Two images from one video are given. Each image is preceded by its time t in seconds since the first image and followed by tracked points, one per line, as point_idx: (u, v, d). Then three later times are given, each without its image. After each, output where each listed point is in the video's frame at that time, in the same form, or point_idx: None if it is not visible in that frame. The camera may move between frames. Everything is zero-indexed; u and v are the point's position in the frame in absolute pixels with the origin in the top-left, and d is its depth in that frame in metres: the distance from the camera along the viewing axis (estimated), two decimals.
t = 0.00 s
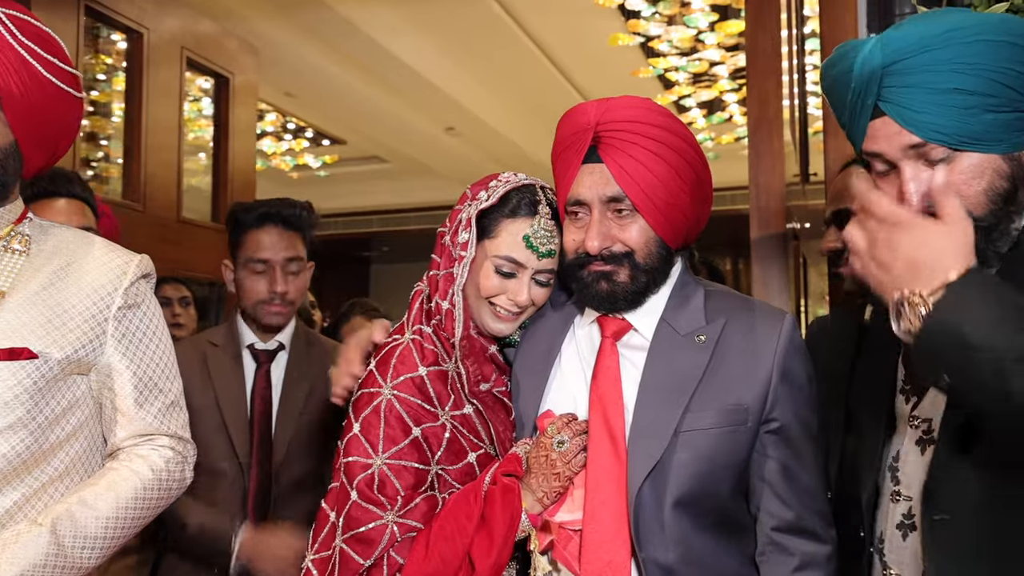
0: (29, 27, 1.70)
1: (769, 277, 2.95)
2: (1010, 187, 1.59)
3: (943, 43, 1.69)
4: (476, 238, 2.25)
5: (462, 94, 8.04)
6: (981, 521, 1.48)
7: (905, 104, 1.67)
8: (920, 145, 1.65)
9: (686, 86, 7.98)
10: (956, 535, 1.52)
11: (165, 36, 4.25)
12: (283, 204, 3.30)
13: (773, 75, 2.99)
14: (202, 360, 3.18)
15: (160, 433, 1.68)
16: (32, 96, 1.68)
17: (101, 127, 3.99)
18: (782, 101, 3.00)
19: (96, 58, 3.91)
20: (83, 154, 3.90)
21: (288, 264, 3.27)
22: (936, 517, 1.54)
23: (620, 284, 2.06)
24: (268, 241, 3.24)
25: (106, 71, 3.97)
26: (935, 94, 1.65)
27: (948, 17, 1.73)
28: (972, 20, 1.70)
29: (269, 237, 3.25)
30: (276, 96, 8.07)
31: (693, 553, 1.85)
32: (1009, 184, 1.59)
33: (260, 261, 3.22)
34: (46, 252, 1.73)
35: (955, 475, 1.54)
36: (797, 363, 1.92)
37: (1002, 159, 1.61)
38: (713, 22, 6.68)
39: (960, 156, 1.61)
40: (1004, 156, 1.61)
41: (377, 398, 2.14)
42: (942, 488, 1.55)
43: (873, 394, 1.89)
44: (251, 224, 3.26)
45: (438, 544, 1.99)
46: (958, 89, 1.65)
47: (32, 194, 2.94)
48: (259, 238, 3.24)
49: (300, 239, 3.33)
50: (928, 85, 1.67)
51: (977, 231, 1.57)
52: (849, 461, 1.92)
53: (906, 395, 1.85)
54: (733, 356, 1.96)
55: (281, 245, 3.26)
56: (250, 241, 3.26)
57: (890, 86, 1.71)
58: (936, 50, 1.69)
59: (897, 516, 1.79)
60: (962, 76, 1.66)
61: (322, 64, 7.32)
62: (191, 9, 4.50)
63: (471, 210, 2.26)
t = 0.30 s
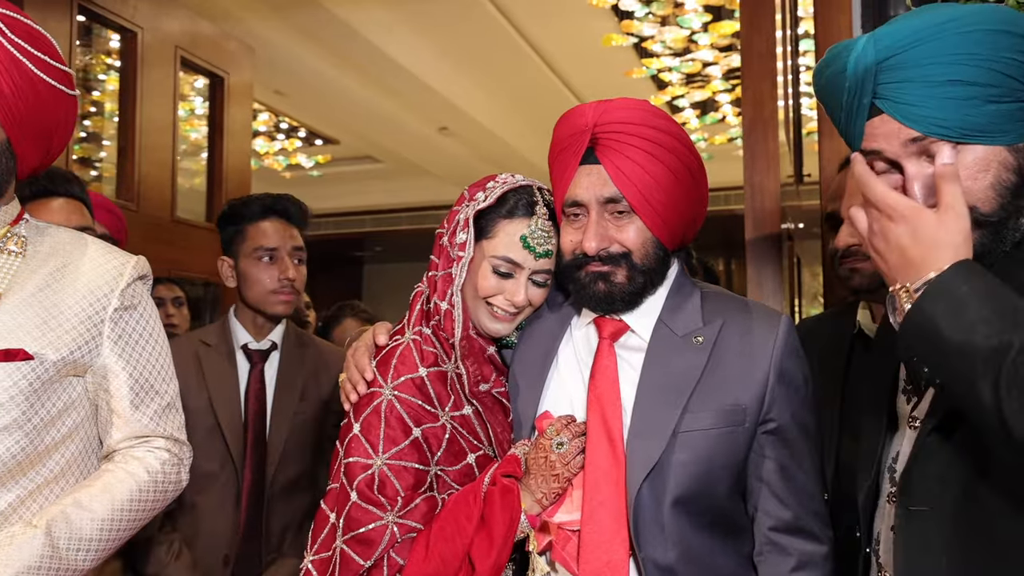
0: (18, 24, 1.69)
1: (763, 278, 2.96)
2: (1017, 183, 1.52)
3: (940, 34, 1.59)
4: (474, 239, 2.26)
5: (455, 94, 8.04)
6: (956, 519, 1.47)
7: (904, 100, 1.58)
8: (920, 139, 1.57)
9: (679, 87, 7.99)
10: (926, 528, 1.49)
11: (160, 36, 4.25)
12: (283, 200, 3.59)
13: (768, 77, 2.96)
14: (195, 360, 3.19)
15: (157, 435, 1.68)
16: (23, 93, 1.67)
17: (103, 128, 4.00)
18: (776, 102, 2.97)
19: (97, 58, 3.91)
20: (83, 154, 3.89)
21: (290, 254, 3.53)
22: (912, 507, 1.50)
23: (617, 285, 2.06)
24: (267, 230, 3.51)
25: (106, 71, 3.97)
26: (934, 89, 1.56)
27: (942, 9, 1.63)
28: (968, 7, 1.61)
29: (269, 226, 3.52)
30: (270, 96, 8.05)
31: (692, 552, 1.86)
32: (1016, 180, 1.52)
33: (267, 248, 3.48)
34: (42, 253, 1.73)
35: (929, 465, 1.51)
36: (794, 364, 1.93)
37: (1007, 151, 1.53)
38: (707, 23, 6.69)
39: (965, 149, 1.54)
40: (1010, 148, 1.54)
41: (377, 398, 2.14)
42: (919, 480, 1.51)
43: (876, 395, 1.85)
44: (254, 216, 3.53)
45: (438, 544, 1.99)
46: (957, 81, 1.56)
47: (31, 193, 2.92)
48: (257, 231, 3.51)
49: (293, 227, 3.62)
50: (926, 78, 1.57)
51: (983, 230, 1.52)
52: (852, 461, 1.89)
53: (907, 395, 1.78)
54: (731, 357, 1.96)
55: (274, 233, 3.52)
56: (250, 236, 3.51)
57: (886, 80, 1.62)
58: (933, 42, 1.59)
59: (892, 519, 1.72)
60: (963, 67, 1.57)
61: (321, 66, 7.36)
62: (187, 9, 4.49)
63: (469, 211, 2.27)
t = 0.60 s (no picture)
0: (12, 23, 1.69)
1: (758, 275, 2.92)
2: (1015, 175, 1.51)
3: (936, 23, 1.60)
4: (471, 239, 2.26)
5: (449, 94, 8.03)
6: (949, 520, 1.48)
7: (900, 89, 1.58)
8: (917, 129, 1.57)
9: (673, 87, 8.00)
10: (920, 528, 1.50)
11: (154, 36, 4.24)
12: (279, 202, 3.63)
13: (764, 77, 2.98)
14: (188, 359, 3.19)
15: (153, 435, 1.68)
16: (18, 92, 1.67)
17: (97, 128, 3.97)
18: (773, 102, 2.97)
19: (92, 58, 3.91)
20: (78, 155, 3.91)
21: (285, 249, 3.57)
22: (908, 509, 1.51)
23: (613, 286, 2.07)
24: (261, 224, 3.54)
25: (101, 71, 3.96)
26: (930, 77, 1.56)
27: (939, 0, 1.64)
28: None
29: (262, 221, 3.55)
30: (263, 95, 8.03)
31: (690, 552, 1.86)
32: (1015, 172, 1.51)
33: (263, 242, 3.51)
34: (38, 253, 1.72)
35: (923, 466, 1.52)
36: (790, 364, 1.94)
37: (1005, 142, 1.52)
38: (700, 23, 6.70)
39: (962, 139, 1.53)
40: (1008, 139, 1.52)
41: (372, 398, 2.13)
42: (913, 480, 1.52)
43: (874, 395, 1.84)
44: (247, 212, 3.55)
45: (434, 544, 1.99)
46: (953, 70, 1.56)
47: (31, 193, 2.95)
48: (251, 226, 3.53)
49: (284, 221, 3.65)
50: (921, 67, 1.58)
51: (982, 223, 1.50)
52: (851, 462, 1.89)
53: (905, 394, 1.78)
54: (728, 358, 1.97)
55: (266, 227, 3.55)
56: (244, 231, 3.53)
57: (881, 69, 1.62)
58: (929, 30, 1.60)
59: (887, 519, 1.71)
60: (959, 56, 1.57)
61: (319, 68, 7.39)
62: (182, 8, 4.49)
63: (466, 211, 2.26)
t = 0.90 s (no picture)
0: None
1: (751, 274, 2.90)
2: (1004, 169, 1.52)
3: (933, 14, 1.59)
4: (465, 236, 2.26)
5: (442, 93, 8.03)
6: (932, 512, 1.48)
7: (894, 80, 1.59)
8: (910, 121, 1.58)
9: (666, 86, 8.00)
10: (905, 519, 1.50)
11: (146, 34, 4.23)
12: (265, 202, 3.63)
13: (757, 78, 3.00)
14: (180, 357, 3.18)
15: (145, 434, 1.66)
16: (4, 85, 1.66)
17: (84, 126, 3.96)
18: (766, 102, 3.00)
19: (80, 55, 3.90)
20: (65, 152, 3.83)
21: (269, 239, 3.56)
22: (892, 501, 1.51)
23: (608, 282, 2.07)
24: (244, 216, 3.54)
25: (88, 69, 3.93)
26: (925, 68, 1.56)
27: None
28: None
29: (245, 213, 3.55)
30: (255, 94, 8.01)
31: (683, 550, 1.87)
32: (1004, 166, 1.52)
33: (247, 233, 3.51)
34: (29, 251, 1.71)
35: (909, 458, 1.52)
36: (783, 363, 1.95)
37: (996, 137, 1.53)
38: (693, 23, 6.71)
39: (953, 132, 1.54)
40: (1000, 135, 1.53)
41: (368, 397, 2.13)
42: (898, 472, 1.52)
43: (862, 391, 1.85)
44: (230, 208, 3.56)
45: (431, 543, 1.99)
46: (948, 62, 1.56)
47: (32, 189, 3.06)
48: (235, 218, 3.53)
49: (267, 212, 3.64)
50: (916, 58, 1.58)
51: (971, 216, 1.51)
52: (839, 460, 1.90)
53: (890, 389, 1.80)
54: (722, 356, 1.97)
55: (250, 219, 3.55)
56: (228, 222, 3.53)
57: (876, 58, 1.62)
58: (924, 21, 1.60)
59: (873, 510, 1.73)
60: (954, 49, 1.56)
61: (318, 71, 7.48)
62: (174, 6, 4.48)
63: (459, 209, 2.27)
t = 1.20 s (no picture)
0: None
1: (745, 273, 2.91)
2: (991, 157, 1.50)
3: None
4: (457, 234, 2.24)
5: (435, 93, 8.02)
6: (924, 512, 1.47)
7: (892, 51, 1.58)
8: (905, 95, 1.56)
9: (660, 86, 8.01)
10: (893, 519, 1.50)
11: (138, 32, 4.21)
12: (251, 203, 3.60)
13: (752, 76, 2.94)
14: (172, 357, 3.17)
15: (136, 434, 1.65)
16: None
17: (76, 124, 3.92)
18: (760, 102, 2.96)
19: (72, 54, 3.86)
20: (57, 151, 3.82)
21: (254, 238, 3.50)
22: (881, 500, 1.51)
23: (605, 280, 2.06)
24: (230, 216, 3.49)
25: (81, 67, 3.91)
26: (924, 44, 1.57)
27: None
28: None
29: (233, 211, 3.51)
30: (248, 92, 7.98)
31: (679, 551, 1.86)
32: (991, 153, 1.51)
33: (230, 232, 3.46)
34: (19, 249, 1.70)
35: (897, 459, 1.51)
36: (781, 364, 1.94)
37: (987, 123, 1.53)
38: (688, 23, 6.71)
39: (945, 112, 1.53)
40: (990, 123, 1.53)
41: (356, 396, 2.11)
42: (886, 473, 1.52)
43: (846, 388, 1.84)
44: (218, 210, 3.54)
45: (420, 543, 1.97)
46: (946, 42, 1.57)
47: (27, 188, 3.07)
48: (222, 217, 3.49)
49: (254, 209, 3.60)
50: (915, 35, 1.58)
51: (957, 197, 1.49)
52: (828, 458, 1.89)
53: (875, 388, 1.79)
54: (719, 356, 1.96)
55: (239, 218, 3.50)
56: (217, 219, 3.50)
57: (877, 32, 1.62)
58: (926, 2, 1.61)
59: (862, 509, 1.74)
60: (953, 30, 1.57)
61: (311, 69, 7.43)
62: (167, 5, 4.46)
63: (451, 207, 2.25)
